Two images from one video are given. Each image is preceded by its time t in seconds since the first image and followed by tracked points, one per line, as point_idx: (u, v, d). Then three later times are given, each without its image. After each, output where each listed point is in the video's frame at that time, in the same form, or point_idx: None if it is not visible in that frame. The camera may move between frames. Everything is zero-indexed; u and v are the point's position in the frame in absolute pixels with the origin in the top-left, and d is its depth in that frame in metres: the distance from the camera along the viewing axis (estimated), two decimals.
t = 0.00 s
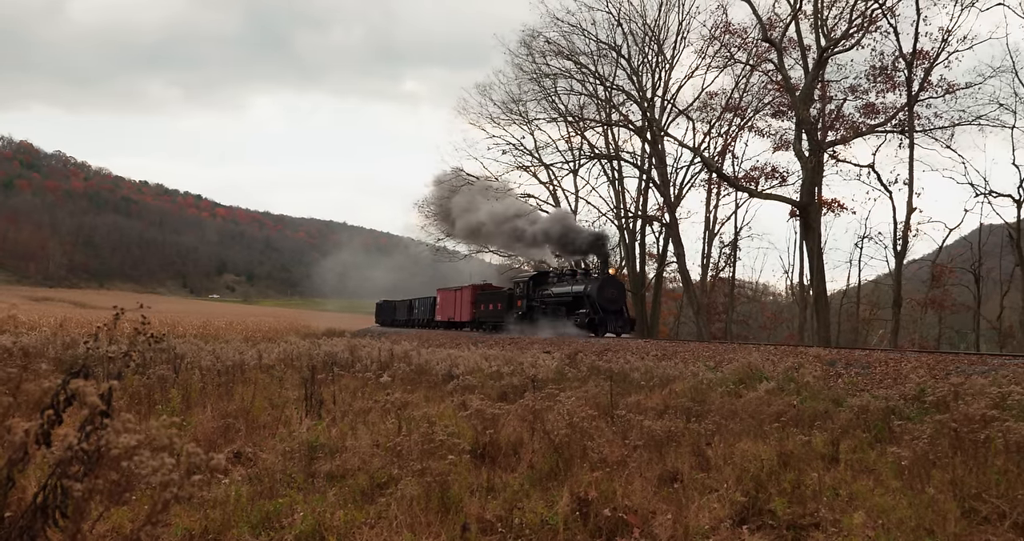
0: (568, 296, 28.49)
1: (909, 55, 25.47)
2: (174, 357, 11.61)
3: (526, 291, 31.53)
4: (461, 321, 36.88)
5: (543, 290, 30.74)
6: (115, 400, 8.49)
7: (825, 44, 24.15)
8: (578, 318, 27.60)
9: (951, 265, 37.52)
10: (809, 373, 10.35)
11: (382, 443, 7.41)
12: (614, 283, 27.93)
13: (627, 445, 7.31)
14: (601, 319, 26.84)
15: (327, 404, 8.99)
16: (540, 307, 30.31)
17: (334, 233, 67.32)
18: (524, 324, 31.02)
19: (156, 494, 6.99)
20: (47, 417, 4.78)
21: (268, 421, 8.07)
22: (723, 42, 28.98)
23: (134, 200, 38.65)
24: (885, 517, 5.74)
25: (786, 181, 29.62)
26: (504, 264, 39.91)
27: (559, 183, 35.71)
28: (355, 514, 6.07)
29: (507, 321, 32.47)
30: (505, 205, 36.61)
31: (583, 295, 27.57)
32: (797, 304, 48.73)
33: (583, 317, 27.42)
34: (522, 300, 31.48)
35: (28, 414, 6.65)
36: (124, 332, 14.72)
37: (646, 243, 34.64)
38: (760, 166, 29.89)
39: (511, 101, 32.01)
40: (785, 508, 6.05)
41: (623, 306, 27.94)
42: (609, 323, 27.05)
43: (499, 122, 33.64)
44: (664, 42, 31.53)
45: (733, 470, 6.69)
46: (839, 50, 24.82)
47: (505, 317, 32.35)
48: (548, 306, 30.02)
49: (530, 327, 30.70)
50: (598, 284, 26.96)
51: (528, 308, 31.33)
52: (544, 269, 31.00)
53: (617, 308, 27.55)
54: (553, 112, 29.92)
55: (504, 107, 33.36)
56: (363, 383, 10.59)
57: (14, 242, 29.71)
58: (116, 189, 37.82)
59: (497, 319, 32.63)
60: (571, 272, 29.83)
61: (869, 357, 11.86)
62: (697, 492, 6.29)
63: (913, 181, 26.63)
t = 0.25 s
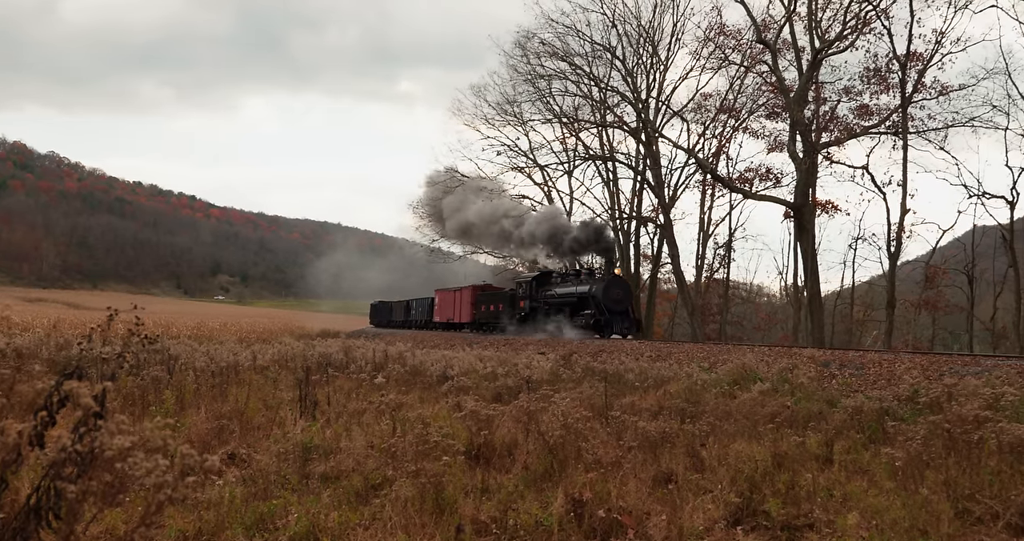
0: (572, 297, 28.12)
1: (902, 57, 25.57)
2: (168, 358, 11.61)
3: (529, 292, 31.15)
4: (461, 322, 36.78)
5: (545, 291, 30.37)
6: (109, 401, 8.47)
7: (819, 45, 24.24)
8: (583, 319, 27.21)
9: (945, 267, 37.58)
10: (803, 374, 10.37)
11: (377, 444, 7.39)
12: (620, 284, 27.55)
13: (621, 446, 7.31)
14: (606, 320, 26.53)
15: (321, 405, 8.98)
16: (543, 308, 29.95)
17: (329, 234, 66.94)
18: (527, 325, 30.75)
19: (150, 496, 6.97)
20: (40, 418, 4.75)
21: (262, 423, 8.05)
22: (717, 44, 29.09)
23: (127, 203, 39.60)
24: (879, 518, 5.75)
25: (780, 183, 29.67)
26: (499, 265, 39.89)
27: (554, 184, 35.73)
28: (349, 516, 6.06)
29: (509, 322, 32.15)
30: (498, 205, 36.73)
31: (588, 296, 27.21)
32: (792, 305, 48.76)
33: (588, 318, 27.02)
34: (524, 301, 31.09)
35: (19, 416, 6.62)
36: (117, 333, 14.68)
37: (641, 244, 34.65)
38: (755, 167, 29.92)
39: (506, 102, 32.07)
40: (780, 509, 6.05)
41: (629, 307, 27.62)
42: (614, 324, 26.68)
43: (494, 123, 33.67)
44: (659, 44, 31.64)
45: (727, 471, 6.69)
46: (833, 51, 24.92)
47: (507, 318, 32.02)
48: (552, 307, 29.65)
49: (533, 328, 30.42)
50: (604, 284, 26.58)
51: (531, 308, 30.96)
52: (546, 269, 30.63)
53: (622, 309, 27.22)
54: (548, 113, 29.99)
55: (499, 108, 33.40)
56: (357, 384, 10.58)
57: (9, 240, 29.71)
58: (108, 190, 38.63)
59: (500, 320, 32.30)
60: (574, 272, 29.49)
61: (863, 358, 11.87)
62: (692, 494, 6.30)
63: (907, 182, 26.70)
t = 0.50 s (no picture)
0: (577, 297, 27.52)
1: (896, 59, 25.63)
2: (162, 359, 11.58)
3: (532, 292, 30.56)
4: (461, 323, 36.59)
5: (550, 291, 29.78)
6: (103, 402, 8.44)
7: (814, 47, 24.28)
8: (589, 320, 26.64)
9: (939, 268, 37.61)
10: (797, 375, 10.37)
11: (371, 446, 7.38)
12: (627, 283, 26.80)
13: (616, 447, 7.31)
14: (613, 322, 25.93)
15: (315, 406, 8.97)
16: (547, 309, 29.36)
17: (324, 234, 66.47)
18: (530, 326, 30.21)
19: (144, 497, 6.95)
20: (33, 420, 4.72)
21: (256, 424, 8.03)
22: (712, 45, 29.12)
23: (122, 202, 40.23)
24: (872, 519, 5.76)
25: (775, 184, 29.71)
26: (493, 266, 39.80)
27: (548, 185, 35.70)
28: (344, 517, 6.06)
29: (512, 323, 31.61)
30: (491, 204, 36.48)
31: (593, 297, 26.61)
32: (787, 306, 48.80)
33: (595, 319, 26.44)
34: (527, 302, 30.50)
35: (11, 417, 6.59)
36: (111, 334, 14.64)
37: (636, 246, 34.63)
38: (749, 169, 29.95)
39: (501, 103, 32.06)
40: (774, 510, 6.05)
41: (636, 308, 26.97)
42: (621, 325, 26.08)
43: (489, 124, 33.64)
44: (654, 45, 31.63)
45: (722, 472, 6.70)
46: (827, 53, 24.96)
47: (510, 319, 31.44)
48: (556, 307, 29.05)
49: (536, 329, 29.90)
50: (610, 285, 25.95)
51: (534, 310, 30.38)
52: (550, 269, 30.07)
53: (630, 310, 26.59)
54: (542, 114, 29.98)
55: (494, 109, 33.36)
56: (352, 385, 10.56)
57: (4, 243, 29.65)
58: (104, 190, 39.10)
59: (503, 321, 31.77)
60: (579, 272, 28.96)
61: (857, 360, 11.86)
62: (686, 495, 6.30)
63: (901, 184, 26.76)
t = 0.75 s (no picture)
0: (583, 298, 27.02)
1: (890, 61, 25.71)
2: (156, 361, 11.55)
3: (535, 293, 30.05)
4: (461, 325, 36.34)
5: (553, 292, 29.28)
6: (96, 404, 8.41)
7: (808, 49, 24.34)
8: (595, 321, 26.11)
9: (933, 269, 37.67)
10: (791, 377, 10.39)
11: (366, 447, 7.37)
12: (634, 285, 26.36)
13: (610, 448, 7.31)
14: (620, 323, 25.46)
15: (310, 407, 8.96)
16: (551, 310, 28.86)
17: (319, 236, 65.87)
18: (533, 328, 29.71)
19: (138, 498, 6.93)
20: (26, 423, 4.68)
21: (250, 425, 8.02)
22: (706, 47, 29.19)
23: (116, 204, 38.26)
24: (866, 520, 5.77)
25: (769, 186, 29.77)
26: (487, 267, 39.76)
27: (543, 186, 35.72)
28: (338, 518, 6.06)
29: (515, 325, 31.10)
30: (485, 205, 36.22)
31: (599, 298, 26.13)
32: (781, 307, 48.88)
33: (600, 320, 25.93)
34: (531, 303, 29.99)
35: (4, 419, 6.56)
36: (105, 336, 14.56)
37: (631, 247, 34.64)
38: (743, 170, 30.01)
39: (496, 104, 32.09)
40: (768, 510, 6.07)
41: (643, 309, 26.49)
42: (629, 327, 25.57)
43: (485, 125, 33.63)
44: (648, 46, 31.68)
45: (716, 473, 6.71)
46: (820, 55, 25.03)
47: (513, 321, 30.94)
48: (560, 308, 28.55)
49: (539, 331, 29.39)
50: (617, 285, 25.51)
51: (538, 311, 29.87)
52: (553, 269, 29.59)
53: (637, 311, 26.11)
54: (537, 115, 30.02)
55: (489, 110, 33.37)
56: (346, 387, 10.54)
57: None
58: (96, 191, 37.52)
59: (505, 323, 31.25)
60: (584, 273, 28.52)
61: (850, 361, 11.87)
62: (680, 496, 6.31)
63: (894, 186, 26.84)
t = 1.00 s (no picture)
0: (589, 299, 26.74)
1: (884, 63, 25.74)
2: (150, 362, 11.54)
3: (538, 294, 29.69)
4: (461, 326, 36.10)
5: (557, 292, 28.95)
6: (89, 406, 8.38)
7: (802, 50, 24.34)
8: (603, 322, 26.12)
9: (926, 271, 37.77)
10: (786, 378, 10.41)
11: (360, 448, 7.36)
12: (641, 286, 26.08)
13: (605, 449, 7.31)
14: (628, 324, 25.31)
15: (304, 409, 8.95)
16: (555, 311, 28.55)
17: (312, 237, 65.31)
18: (536, 329, 29.41)
19: (131, 500, 6.91)
20: (19, 425, 4.66)
21: (244, 427, 8.00)
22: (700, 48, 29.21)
23: (109, 204, 39.23)
24: (860, 521, 5.78)
25: (763, 187, 29.81)
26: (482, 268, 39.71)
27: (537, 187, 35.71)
28: (332, 520, 6.05)
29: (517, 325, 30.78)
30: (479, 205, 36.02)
31: (606, 299, 25.88)
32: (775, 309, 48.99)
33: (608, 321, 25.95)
34: (534, 304, 29.63)
35: None
36: (98, 338, 14.53)
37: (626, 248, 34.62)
38: (737, 172, 30.04)
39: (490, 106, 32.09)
40: (762, 512, 6.07)
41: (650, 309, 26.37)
42: (637, 329, 25.55)
43: (479, 126, 33.64)
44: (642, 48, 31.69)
45: (710, 475, 6.71)
46: (814, 57, 25.07)
47: (516, 321, 30.61)
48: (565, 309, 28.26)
49: (543, 332, 29.08)
50: (624, 287, 25.25)
51: (541, 312, 29.56)
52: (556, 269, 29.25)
53: (644, 312, 25.98)
54: (531, 117, 30.01)
55: (484, 111, 33.35)
56: (341, 388, 10.55)
57: None
58: (90, 193, 37.96)
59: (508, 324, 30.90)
60: (589, 273, 28.15)
61: (845, 362, 11.87)
62: (674, 497, 6.31)
63: (888, 187, 26.88)
